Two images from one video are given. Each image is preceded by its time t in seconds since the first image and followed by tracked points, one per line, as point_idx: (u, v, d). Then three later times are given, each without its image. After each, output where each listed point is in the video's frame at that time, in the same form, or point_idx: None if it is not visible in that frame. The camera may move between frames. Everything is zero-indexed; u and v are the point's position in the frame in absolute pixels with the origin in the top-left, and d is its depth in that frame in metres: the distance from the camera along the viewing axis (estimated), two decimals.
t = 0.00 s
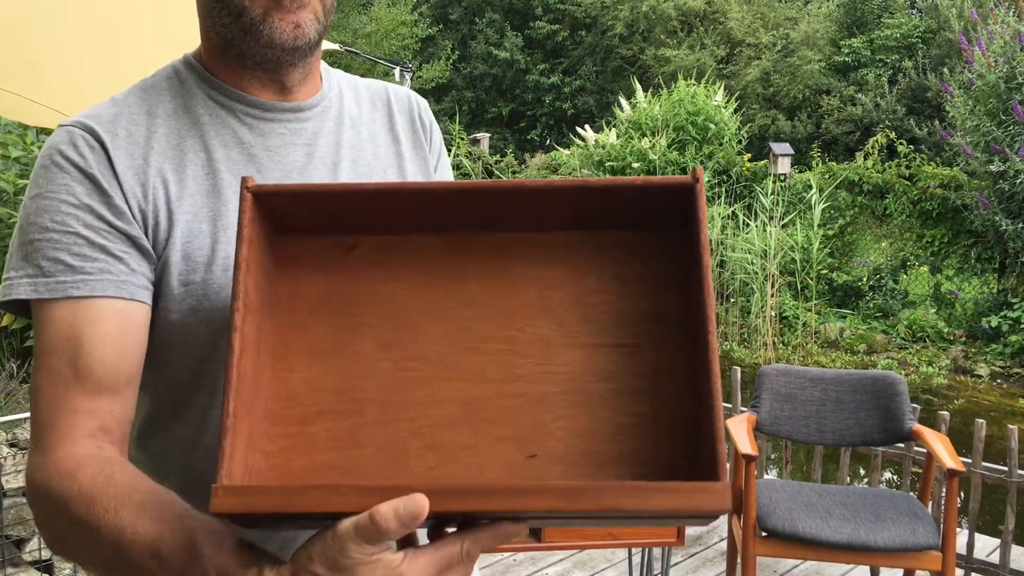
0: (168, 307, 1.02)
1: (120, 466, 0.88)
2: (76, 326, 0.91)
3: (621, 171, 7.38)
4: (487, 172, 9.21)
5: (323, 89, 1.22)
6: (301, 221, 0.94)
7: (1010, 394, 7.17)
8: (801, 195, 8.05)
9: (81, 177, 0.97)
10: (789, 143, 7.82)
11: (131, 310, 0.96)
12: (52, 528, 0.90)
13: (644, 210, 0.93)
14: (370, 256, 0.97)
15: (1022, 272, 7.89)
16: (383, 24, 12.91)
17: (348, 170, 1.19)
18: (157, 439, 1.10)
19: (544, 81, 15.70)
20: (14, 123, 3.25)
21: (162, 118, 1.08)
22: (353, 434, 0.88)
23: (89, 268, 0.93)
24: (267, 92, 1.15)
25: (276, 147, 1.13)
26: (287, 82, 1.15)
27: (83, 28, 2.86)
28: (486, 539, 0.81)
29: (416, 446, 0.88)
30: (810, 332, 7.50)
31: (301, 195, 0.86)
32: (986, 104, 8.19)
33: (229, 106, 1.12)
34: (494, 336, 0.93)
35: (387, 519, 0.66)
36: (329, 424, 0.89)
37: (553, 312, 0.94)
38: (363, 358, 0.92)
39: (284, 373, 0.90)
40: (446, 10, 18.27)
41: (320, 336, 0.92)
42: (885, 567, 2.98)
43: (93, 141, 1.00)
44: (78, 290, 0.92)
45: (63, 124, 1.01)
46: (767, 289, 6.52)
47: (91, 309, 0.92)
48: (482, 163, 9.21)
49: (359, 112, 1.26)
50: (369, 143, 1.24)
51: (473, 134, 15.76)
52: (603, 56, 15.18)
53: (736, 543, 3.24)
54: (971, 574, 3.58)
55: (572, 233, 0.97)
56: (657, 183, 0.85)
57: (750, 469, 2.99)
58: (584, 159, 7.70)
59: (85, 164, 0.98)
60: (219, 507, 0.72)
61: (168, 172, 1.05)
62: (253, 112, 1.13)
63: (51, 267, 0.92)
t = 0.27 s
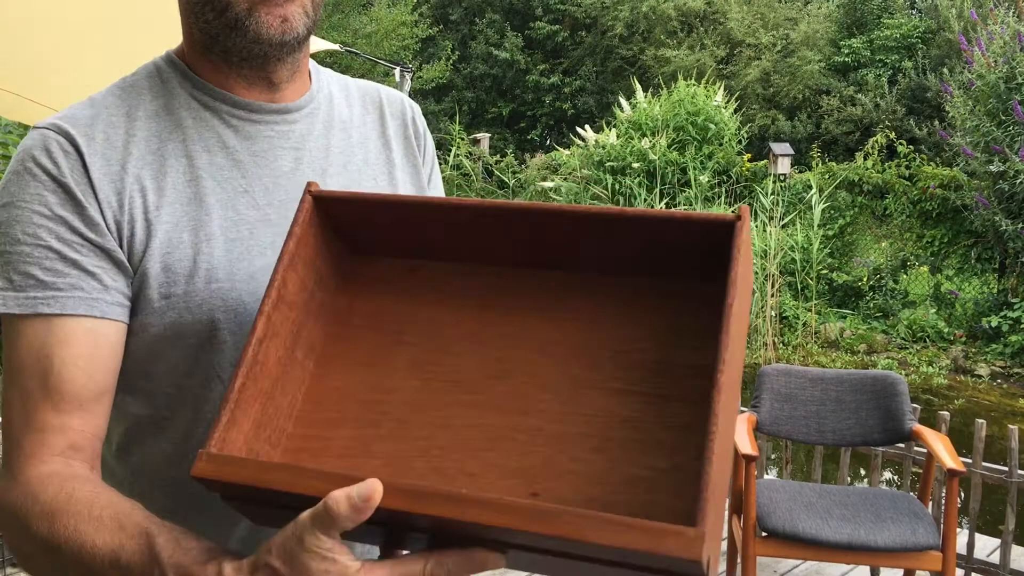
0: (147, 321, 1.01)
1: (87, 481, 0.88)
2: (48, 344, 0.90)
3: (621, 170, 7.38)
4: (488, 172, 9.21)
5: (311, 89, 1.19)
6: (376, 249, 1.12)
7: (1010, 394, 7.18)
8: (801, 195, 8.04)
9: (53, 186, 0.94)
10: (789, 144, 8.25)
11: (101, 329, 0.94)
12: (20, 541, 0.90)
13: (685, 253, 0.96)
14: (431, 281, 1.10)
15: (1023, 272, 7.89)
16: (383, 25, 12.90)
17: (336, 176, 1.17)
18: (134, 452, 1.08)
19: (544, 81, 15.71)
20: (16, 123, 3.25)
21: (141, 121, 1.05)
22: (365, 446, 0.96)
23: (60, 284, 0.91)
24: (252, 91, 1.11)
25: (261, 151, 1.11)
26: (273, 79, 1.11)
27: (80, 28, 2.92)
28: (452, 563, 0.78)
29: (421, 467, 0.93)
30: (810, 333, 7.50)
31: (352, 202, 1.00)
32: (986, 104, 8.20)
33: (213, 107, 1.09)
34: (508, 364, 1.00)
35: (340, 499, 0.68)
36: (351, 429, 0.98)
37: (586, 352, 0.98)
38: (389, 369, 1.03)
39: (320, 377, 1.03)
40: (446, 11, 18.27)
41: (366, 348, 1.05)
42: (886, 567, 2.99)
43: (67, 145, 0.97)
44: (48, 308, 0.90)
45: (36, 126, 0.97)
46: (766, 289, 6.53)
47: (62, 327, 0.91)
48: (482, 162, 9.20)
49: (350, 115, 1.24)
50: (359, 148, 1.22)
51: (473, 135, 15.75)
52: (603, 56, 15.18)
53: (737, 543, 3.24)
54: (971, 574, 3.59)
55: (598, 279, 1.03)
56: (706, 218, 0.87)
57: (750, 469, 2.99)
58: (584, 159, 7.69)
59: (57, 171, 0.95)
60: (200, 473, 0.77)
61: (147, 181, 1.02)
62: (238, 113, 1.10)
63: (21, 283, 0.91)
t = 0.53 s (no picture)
0: (142, 328, 0.99)
1: (72, 484, 0.86)
2: (36, 354, 0.90)
3: (622, 170, 7.37)
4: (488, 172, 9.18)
5: (313, 90, 1.18)
6: (410, 253, 1.14)
7: (1011, 394, 7.16)
8: (802, 196, 8.03)
9: (45, 190, 0.93)
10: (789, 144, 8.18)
11: (91, 339, 0.94)
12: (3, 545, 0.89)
13: (699, 261, 0.94)
14: (458, 285, 1.11)
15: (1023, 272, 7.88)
16: (383, 25, 12.87)
17: (337, 180, 1.15)
18: (128, 461, 1.07)
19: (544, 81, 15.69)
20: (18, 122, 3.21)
21: (138, 122, 1.03)
22: (375, 437, 0.97)
23: (50, 292, 0.90)
24: (252, 91, 1.10)
25: (260, 154, 1.08)
26: (273, 79, 1.10)
27: (81, 29, 2.92)
28: (434, 558, 0.76)
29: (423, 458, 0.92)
30: (810, 333, 7.49)
31: (379, 199, 1.04)
32: (986, 104, 8.19)
33: (211, 108, 1.07)
34: (516, 364, 0.99)
35: (316, 455, 0.70)
36: (364, 422, 0.99)
37: (602, 354, 0.97)
38: (409, 367, 1.04)
39: (346, 370, 1.06)
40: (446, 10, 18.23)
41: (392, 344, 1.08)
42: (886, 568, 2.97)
43: (60, 147, 0.95)
44: (36, 316, 0.89)
45: (30, 126, 0.95)
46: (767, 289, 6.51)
47: (50, 337, 0.90)
48: (482, 162, 9.17)
49: (353, 117, 1.22)
50: (361, 152, 1.20)
51: (473, 135, 15.72)
52: (603, 56, 15.17)
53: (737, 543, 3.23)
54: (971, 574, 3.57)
55: (606, 284, 1.02)
56: (716, 209, 0.85)
57: (750, 469, 2.98)
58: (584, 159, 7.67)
59: (50, 176, 0.93)
60: (201, 439, 0.80)
61: (143, 185, 1.00)
62: (238, 114, 1.08)
63: (11, 290, 0.90)
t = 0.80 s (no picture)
0: (146, 333, 0.97)
1: (77, 483, 0.85)
2: (38, 359, 0.87)
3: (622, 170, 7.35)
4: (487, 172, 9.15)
5: (319, 92, 1.15)
6: (447, 215, 1.13)
7: (1011, 394, 7.14)
8: (802, 196, 8.01)
9: (48, 193, 0.90)
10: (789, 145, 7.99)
11: (95, 345, 0.92)
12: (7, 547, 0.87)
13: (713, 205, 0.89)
14: (492, 249, 1.09)
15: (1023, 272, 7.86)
16: (383, 24, 12.84)
17: (342, 184, 1.12)
18: (130, 467, 1.04)
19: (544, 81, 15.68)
20: (15, 123, 3.18)
21: (142, 123, 1.01)
22: (398, 397, 0.98)
23: (53, 298, 0.88)
24: (258, 91, 1.07)
25: (266, 156, 1.06)
26: (279, 78, 1.07)
27: (80, 29, 2.90)
28: (439, 519, 0.73)
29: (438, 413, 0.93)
30: (811, 333, 7.47)
31: (402, 163, 1.01)
32: (987, 104, 8.18)
33: (217, 109, 1.05)
34: (539, 323, 0.98)
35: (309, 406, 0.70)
36: (390, 385, 1.01)
37: (616, 313, 0.94)
38: (437, 333, 1.04)
39: (380, 337, 1.07)
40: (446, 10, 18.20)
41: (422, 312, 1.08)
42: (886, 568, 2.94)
43: (63, 148, 0.93)
44: (38, 322, 0.87)
45: (32, 125, 0.93)
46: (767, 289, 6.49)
47: (53, 344, 0.88)
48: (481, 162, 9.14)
49: (358, 122, 1.20)
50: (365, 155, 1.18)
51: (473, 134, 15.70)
52: (603, 56, 15.15)
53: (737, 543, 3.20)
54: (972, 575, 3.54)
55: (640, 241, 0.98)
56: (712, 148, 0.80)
57: (751, 469, 2.95)
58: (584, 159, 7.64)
59: (53, 179, 0.91)
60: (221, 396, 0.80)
61: (147, 188, 0.98)
62: (244, 115, 1.06)
63: (13, 295, 0.88)
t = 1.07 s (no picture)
0: (153, 333, 0.96)
1: (86, 483, 0.84)
2: (44, 359, 0.87)
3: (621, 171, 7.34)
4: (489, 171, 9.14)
5: (323, 93, 1.15)
6: (433, 203, 1.12)
7: (1011, 394, 7.14)
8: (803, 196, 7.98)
9: (55, 190, 0.90)
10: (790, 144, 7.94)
11: (101, 344, 0.91)
12: (15, 550, 0.87)
13: (719, 200, 0.89)
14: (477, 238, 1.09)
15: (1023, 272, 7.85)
16: (383, 24, 12.82)
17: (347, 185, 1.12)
18: (134, 468, 1.04)
19: (544, 81, 15.67)
20: (17, 123, 3.08)
21: (149, 121, 1.00)
22: (392, 399, 0.98)
23: (61, 296, 0.88)
24: (264, 91, 1.07)
25: (272, 156, 1.06)
26: (286, 78, 1.07)
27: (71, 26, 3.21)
28: (459, 520, 0.74)
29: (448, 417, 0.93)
30: (811, 333, 7.46)
31: (393, 154, 0.99)
32: (987, 104, 8.20)
33: (223, 108, 1.05)
34: (544, 322, 0.97)
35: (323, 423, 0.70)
36: (382, 382, 1.01)
37: (625, 308, 0.93)
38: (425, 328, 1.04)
39: (369, 330, 1.07)
40: (446, 10, 18.18)
41: (414, 300, 1.07)
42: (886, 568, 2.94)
43: (71, 146, 0.92)
44: (46, 319, 0.86)
45: (39, 123, 0.92)
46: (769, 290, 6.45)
47: (61, 342, 0.87)
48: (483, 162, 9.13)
49: (362, 123, 1.19)
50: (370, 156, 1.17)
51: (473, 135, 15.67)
52: (603, 56, 15.13)
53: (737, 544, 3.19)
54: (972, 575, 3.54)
55: (636, 232, 0.98)
56: (725, 148, 0.80)
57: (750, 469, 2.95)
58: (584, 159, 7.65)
59: (61, 175, 0.90)
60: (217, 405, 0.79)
61: (154, 186, 0.97)
62: (251, 115, 1.06)
63: (20, 292, 0.87)
